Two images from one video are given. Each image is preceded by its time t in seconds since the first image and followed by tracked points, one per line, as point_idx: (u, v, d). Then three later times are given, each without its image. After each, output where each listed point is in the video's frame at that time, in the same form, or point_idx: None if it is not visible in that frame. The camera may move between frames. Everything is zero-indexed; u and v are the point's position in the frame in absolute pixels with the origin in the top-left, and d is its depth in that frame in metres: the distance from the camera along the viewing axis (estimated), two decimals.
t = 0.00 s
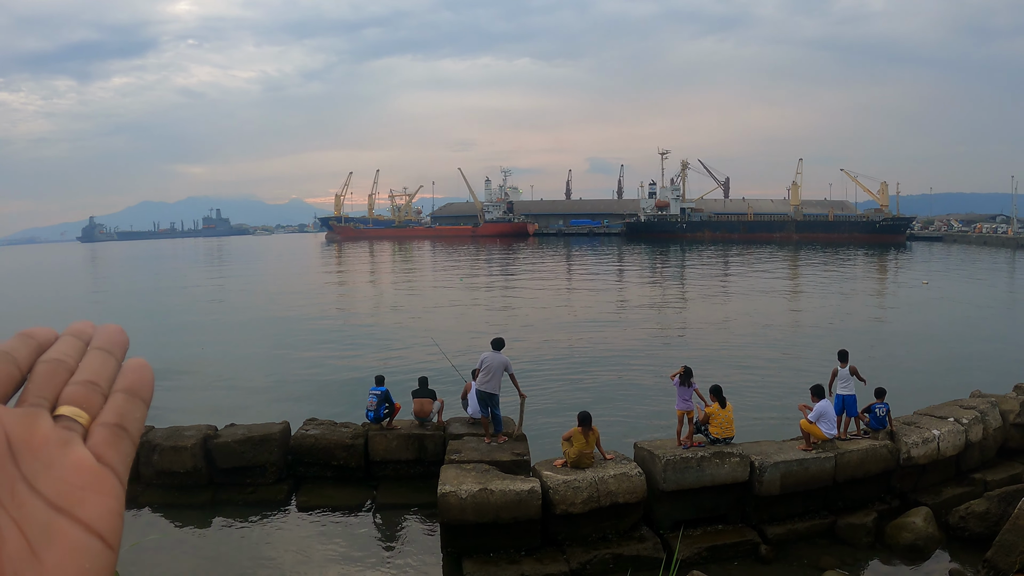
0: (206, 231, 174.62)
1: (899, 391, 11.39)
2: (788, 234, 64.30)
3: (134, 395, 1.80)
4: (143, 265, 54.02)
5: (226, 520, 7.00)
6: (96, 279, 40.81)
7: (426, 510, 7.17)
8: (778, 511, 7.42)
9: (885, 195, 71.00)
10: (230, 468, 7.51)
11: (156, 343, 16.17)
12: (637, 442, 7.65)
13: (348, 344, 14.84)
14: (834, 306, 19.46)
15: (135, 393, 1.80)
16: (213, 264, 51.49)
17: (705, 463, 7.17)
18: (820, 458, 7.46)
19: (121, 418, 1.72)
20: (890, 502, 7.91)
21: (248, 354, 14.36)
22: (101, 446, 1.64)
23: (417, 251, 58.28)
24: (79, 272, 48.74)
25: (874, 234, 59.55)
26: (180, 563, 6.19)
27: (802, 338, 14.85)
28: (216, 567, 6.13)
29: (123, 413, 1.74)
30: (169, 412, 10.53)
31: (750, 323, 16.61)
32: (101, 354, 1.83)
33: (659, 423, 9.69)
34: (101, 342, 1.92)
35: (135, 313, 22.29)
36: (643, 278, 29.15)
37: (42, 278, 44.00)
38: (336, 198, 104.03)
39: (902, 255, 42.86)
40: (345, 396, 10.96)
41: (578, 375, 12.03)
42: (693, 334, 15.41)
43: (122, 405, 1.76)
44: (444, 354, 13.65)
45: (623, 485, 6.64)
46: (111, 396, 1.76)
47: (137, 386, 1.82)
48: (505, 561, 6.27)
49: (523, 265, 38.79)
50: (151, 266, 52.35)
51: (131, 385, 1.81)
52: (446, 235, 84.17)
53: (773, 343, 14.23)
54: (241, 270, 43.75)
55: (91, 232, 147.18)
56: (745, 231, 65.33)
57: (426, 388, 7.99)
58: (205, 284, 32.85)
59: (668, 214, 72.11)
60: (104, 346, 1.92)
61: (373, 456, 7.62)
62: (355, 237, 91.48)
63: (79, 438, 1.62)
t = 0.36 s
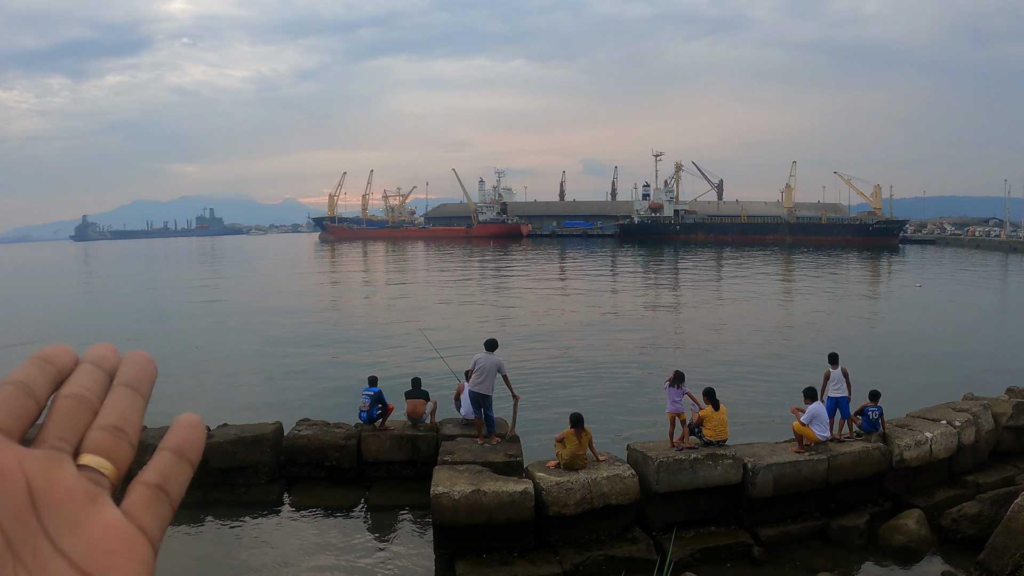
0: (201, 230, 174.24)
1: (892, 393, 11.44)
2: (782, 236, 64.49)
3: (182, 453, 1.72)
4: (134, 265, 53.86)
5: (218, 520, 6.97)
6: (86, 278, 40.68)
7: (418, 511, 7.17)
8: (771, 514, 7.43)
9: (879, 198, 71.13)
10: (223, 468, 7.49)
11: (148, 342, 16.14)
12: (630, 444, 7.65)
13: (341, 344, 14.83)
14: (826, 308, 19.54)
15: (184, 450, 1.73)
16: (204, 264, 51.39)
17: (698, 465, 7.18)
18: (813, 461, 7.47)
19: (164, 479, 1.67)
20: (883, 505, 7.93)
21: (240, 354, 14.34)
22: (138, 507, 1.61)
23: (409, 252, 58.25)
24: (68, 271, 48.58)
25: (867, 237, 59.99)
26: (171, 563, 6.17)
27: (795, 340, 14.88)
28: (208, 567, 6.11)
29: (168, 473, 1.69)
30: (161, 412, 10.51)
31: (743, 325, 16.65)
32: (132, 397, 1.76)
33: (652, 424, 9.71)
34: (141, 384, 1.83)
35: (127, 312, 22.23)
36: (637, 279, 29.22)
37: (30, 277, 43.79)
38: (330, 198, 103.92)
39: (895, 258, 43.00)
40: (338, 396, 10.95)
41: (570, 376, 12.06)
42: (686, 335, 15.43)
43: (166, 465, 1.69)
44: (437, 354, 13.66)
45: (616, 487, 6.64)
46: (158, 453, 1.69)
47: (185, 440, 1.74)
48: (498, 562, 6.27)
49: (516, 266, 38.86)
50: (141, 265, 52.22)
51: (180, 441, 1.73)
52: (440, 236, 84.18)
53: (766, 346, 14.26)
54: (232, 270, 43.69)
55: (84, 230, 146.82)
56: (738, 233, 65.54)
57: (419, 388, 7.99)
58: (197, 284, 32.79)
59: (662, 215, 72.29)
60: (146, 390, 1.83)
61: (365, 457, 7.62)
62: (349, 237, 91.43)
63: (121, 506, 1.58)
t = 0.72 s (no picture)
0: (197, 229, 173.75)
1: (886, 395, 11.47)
2: (776, 237, 64.54)
3: (187, 510, 1.81)
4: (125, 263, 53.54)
5: (212, 520, 6.95)
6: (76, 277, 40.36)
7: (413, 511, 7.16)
8: (766, 514, 7.44)
9: (875, 199, 71.23)
10: (217, 468, 7.48)
11: (141, 341, 16.08)
12: (625, 444, 7.65)
13: (336, 344, 14.81)
14: (821, 309, 19.57)
15: (189, 508, 1.82)
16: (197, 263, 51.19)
17: (693, 465, 7.19)
18: (807, 461, 7.49)
19: (162, 536, 1.76)
20: (877, 505, 7.95)
21: (234, 353, 14.30)
22: (133, 564, 1.69)
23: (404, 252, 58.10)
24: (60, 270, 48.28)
25: (863, 238, 59.77)
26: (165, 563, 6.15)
27: (790, 341, 14.91)
28: (202, 567, 6.10)
29: (168, 531, 1.77)
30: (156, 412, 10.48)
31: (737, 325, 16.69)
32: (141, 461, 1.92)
33: (647, 424, 9.71)
34: (147, 437, 1.95)
35: (119, 311, 22.13)
36: (632, 280, 29.22)
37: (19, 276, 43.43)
38: (326, 198, 103.67)
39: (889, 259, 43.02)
40: (333, 396, 10.94)
41: (564, 376, 12.06)
42: (682, 336, 15.43)
43: (168, 521, 1.78)
44: (431, 354, 13.64)
45: (610, 486, 6.64)
46: (163, 508, 1.76)
47: (191, 497, 1.83)
48: (493, 562, 6.27)
49: (510, 266, 38.82)
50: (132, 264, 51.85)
51: (185, 498, 1.81)
52: (436, 236, 84.02)
53: (761, 346, 14.27)
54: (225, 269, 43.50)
55: (78, 229, 146.28)
56: (734, 233, 65.56)
57: (414, 388, 7.99)
58: (190, 283, 32.63)
59: (657, 216, 72.29)
60: (152, 443, 1.95)
61: (360, 456, 7.61)
62: (344, 236, 91.28)
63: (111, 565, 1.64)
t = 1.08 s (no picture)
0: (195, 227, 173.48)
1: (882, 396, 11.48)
2: (773, 238, 64.62)
3: None
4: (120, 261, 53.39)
5: (207, 518, 6.96)
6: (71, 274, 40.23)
7: (408, 510, 7.17)
8: (761, 514, 7.45)
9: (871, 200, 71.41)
10: (213, 466, 7.48)
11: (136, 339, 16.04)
12: (621, 444, 7.65)
13: (332, 343, 14.80)
14: (816, 310, 19.60)
15: None
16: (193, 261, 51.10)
17: (688, 465, 7.20)
18: (803, 462, 7.50)
19: None
20: (872, 506, 7.96)
21: (230, 352, 14.26)
22: None
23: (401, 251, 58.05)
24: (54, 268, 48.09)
25: (859, 239, 60.08)
26: (160, 562, 6.15)
27: (787, 342, 14.92)
28: (197, 566, 6.11)
29: None
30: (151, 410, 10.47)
31: (733, 326, 16.70)
32: None
33: (642, 425, 9.71)
34: None
35: (113, 309, 22.06)
36: (629, 280, 29.26)
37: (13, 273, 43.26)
38: (324, 197, 103.57)
39: (884, 261, 43.13)
40: (329, 394, 10.94)
41: (560, 376, 12.06)
42: (677, 336, 15.45)
43: None
44: (427, 353, 13.64)
45: (606, 486, 6.65)
46: None
47: None
48: (487, 561, 6.28)
49: (507, 265, 38.84)
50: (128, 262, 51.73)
51: None
52: (434, 236, 83.94)
53: (757, 347, 14.28)
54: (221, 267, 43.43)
55: (76, 226, 145.99)
56: (731, 234, 65.64)
57: (410, 387, 8.00)
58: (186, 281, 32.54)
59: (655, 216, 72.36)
60: None
61: (355, 455, 7.61)
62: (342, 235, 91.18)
63: None
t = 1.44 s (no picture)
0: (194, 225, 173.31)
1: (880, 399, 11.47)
2: (773, 241, 64.60)
3: None
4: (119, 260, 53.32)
5: (204, 516, 6.96)
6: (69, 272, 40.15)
7: (405, 510, 7.16)
8: (758, 517, 7.46)
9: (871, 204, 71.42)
10: (210, 465, 7.48)
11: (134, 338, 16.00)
12: (619, 446, 7.64)
13: (330, 342, 14.78)
14: (815, 314, 19.58)
15: None
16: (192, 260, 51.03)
17: (686, 467, 7.20)
18: (800, 465, 7.50)
19: None
20: (870, 509, 7.96)
21: (228, 351, 14.22)
22: None
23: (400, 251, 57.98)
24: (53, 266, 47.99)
25: (858, 243, 60.05)
26: (157, 560, 6.15)
27: (785, 345, 14.90)
28: (193, 565, 6.09)
29: None
30: (148, 409, 10.45)
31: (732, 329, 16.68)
32: None
33: (640, 427, 9.71)
34: None
35: (111, 307, 22.01)
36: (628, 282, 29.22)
37: (11, 271, 43.14)
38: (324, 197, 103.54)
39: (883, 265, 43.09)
40: (326, 394, 10.93)
41: (558, 377, 12.04)
42: (676, 338, 15.45)
43: None
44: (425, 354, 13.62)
45: (603, 488, 6.65)
46: None
47: None
48: (484, 562, 6.27)
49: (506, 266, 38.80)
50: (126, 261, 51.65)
51: None
52: (433, 236, 83.86)
53: (756, 350, 14.27)
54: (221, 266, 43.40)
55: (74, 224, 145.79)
56: (730, 237, 65.62)
57: (408, 387, 7.99)
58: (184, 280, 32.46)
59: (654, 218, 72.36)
60: None
61: (353, 454, 7.60)
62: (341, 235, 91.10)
63: None
